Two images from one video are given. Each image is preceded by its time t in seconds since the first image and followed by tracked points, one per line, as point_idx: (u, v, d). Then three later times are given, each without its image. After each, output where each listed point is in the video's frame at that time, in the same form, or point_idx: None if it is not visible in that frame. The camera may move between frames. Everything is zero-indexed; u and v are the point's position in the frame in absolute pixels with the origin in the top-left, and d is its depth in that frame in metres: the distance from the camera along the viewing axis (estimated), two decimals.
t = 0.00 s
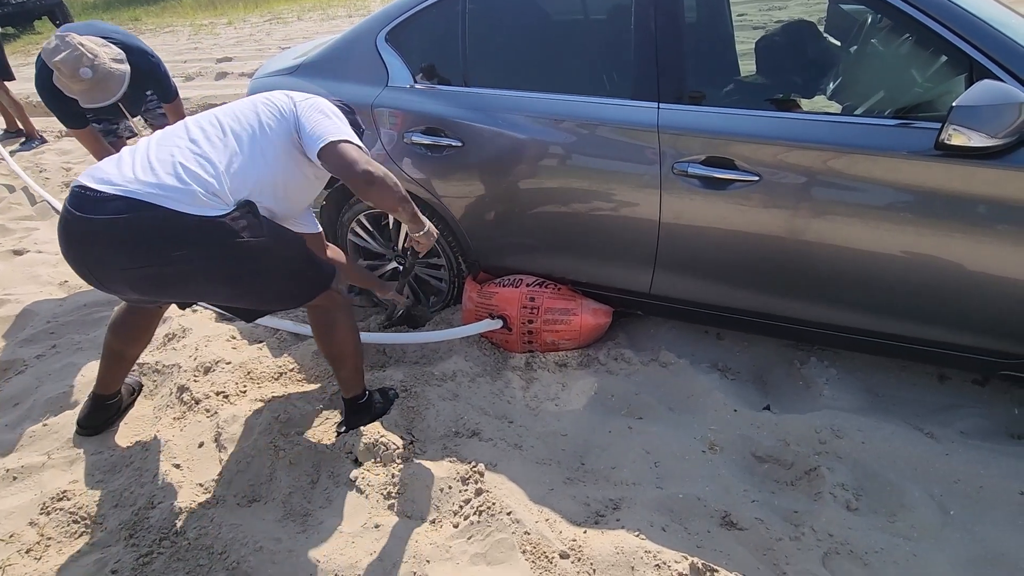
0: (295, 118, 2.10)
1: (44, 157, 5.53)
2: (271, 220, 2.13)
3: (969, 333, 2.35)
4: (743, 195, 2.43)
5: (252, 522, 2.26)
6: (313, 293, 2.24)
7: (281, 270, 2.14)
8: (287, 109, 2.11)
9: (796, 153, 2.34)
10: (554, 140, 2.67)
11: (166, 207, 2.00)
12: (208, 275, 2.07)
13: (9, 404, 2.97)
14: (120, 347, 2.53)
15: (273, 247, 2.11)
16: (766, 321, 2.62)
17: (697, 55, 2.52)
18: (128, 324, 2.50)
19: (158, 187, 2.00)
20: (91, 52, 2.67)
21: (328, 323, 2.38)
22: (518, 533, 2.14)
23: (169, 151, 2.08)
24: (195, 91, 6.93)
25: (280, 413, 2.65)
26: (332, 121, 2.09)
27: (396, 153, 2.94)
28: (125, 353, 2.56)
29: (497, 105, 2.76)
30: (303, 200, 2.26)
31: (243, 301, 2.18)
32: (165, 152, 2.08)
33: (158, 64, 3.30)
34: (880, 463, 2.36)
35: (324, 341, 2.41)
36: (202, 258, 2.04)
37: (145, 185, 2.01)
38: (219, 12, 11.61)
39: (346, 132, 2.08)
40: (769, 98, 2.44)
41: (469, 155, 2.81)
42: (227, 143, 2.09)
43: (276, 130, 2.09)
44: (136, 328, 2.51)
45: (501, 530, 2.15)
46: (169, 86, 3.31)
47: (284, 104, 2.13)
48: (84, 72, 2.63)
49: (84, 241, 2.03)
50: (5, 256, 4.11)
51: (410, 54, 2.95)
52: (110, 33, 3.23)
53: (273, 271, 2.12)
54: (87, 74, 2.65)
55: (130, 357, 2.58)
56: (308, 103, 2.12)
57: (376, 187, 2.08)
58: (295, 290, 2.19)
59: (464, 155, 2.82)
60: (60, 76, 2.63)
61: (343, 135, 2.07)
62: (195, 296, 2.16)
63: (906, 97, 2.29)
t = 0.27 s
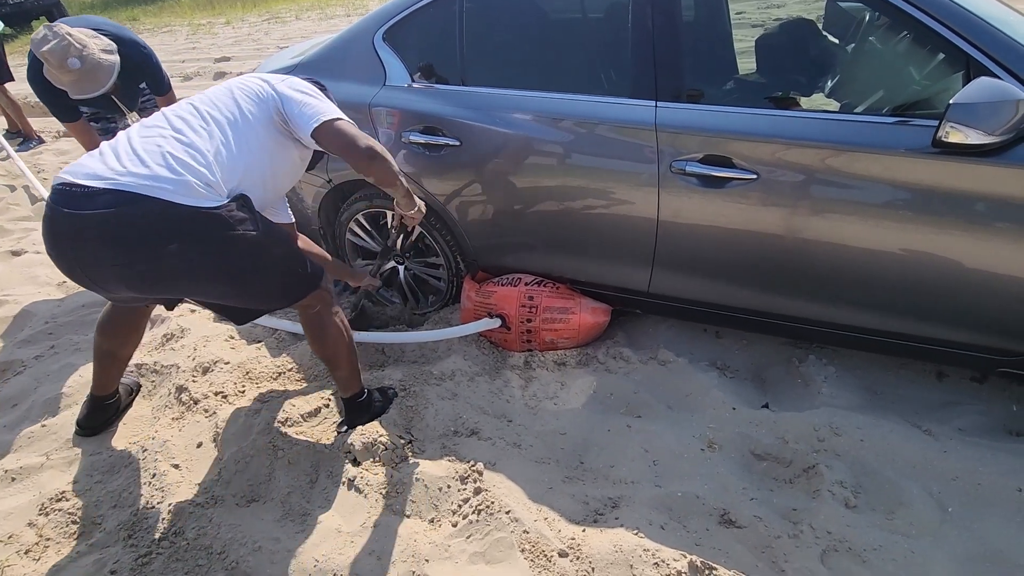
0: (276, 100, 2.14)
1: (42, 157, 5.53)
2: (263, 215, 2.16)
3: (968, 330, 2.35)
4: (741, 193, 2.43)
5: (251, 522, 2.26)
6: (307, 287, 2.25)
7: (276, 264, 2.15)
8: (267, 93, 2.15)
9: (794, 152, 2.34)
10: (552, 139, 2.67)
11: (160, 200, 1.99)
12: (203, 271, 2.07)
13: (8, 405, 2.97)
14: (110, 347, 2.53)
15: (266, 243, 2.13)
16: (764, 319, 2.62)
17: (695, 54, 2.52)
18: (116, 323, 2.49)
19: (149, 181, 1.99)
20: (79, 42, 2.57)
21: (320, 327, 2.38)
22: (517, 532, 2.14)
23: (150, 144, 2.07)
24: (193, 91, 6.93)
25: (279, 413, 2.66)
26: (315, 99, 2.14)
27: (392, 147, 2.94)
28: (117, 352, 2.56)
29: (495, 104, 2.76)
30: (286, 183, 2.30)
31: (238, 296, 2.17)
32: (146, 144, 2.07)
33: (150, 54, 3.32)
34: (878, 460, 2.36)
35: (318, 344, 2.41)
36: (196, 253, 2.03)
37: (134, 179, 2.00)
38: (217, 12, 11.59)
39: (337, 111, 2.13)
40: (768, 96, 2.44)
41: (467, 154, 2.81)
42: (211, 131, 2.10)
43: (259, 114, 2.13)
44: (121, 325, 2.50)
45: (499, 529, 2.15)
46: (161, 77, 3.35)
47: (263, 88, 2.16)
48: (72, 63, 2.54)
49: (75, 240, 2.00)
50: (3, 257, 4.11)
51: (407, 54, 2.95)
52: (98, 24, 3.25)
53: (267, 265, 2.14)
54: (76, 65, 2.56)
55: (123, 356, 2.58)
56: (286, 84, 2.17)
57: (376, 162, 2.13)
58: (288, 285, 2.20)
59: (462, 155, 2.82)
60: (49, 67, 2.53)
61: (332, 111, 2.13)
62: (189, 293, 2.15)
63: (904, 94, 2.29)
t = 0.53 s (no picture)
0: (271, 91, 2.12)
1: (41, 157, 5.53)
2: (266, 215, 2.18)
3: (967, 328, 2.36)
4: (740, 192, 2.43)
5: (251, 522, 2.26)
6: (307, 286, 2.26)
7: (275, 263, 2.16)
8: (261, 84, 2.12)
9: (793, 150, 2.34)
10: (551, 138, 2.67)
11: (168, 205, 1.99)
12: (203, 270, 2.08)
13: (8, 405, 2.98)
14: (106, 347, 2.53)
15: (266, 243, 2.13)
16: (763, 317, 2.62)
17: (694, 52, 2.52)
18: (113, 323, 2.50)
19: (154, 186, 1.97)
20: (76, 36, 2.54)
21: (320, 329, 2.39)
22: (517, 531, 2.14)
23: (147, 144, 2.02)
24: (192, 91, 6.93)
25: (279, 412, 2.66)
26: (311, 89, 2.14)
27: (391, 148, 2.94)
28: (114, 353, 2.56)
29: (494, 104, 2.76)
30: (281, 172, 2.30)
31: (238, 295, 2.18)
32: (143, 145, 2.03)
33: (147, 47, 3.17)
34: (878, 458, 2.37)
35: (318, 346, 2.41)
36: (196, 253, 2.04)
37: (139, 185, 1.97)
38: (216, 12, 11.59)
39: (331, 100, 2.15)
40: (768, 94, 2.44)
41: (467, 154, 2.81)
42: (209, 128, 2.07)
43: (255, 107, 2.11)
44: (116, 324, 2.51)
45: (500, 527, 2.15)
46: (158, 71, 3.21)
47: (258, 80, 2.12)
48: (68, 57, 2.52)
49: (77, 240, 2.01)
50: (2, 257, 4.10)
51: (406, 53, 2.95)
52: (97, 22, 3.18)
53: (267, 264, 2.14)
54: (72, 60, 2.53)
55: (120, 356, 2.58)
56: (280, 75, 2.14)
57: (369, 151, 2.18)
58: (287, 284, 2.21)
59: (461, 154, 2.82)
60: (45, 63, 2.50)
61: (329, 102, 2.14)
62: (190, 292, 2.15)
63: (903, 92, 2.29)
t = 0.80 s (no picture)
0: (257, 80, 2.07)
1: (40, 157, 5.53)
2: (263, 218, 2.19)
3: (968, 327, 2.36)
4: (741, 191, 2.43)
5: (251, 522, 2.26)
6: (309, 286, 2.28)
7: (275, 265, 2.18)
8: (246, 74, 2.07)
9: (793, 149, 2.34)
10: (551, 138, 2.67)
11: (164, 207, 1.98)
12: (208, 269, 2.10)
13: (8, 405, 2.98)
14: (89, 365, 2.52)
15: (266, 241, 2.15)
16: (764, 317, 2.62)
17: (694, 52, 2.52)
18: (97, 340, 2.49)
19: (148, 188, 1.96)
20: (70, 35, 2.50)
21: (319, 326, 2.39)
22: (518, 530, 2.14)
23: (138, 144, 2.00)
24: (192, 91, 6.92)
25: (280, 412, 2.67)
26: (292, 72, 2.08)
27: (392, 150, 2.93)
28: (99, 371, 2.54)
29: (494, 103, 2.76)
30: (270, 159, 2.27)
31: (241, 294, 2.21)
32: (133, 144, 2.00)
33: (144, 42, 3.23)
34: (878, 457, 2.37)
35: (318, 343, 2.42)
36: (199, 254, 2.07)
37: (132, 187, 1.96)
38: (215, 11, 11.58)
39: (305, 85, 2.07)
40: (768, 93, 2.44)
41: (466, 154, 2.81)
42: (200, 125, 2.04)
43: (243, 98, 2.07)
44: (99, 342, 2.50)
45: (500, 527, 2.15)
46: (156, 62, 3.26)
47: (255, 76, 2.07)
48: (63, 56, 2.49)
49: (76, 242, 2.02)
50: (2, 257, 4.10)
51: (406, 53, 2.95)
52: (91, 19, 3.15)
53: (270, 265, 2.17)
54: (66, 58, 2.50)
55: (106, 373, 2.57)
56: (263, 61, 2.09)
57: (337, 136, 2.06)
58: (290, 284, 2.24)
59: (460, 154, 2.82)
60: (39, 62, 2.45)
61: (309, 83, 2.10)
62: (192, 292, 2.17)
63: (903, 91, 2.29)
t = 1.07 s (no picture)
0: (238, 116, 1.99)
1: (40, 157, 5.52)
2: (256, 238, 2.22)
3: (968, 327, 2.35)
4: (741, 190, 2.43)
5: (252, 522, 2.26)
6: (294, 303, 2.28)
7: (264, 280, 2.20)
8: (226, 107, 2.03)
9: (793, 149, 2.34)
10: (551, 138, 2.67)
11: (135, 249, 2.08)
12: (188, 293, 2.17)
13: (9, 406, 2.98)
14: (118, 359, 2.56)
15: (249, 263, 2.17)
16: (764, 317, 2.62)
17: (693, 51, 2.51)
18: (137, 342, 2.55)
19: (122, 231, 2.07)
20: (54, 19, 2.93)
21: (330, 329, 2.40)
22: (518, 530, 2.14)
23: (128, 185, 2.12)
24: (192, 90, 6.92)
25: (280, 412, 2.67)
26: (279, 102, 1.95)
27: (393, 150, 2.93)
28: (120, 370, 2.58)
29: (494, 103, 2.76)
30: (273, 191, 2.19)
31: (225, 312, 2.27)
32: (125, 186, 2.12)
33: (131, 34, 3.43)
34: (879, 457, 2.37)
35: (329, 345, 2.44)
36: (177, 281, 2.14)
37: (113, 230, 2.08)
38: (214, 11, 11.58)
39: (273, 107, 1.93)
40: (768, 93, 2.44)
41: (466, 154, 2.81)
42: (179, 165, 2.07)
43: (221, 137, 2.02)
44: (138, 344, 2.55)
45: (501, 527, 2.15)
46: (144, 54, 3.47)
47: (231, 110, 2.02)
48: (44, 36, 2.90)
49: (82, 273, 2.20)
50: (3, 257, 4.10)
51: (405, 53, 2.95)
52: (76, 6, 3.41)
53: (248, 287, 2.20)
54: (49, 39, 2.93)
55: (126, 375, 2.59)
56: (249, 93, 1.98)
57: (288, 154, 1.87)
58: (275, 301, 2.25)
59: (460, 154, 2.82)
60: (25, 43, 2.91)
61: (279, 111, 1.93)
62: (182, 313, 2.26)
63: (903, 91, 2.28)
